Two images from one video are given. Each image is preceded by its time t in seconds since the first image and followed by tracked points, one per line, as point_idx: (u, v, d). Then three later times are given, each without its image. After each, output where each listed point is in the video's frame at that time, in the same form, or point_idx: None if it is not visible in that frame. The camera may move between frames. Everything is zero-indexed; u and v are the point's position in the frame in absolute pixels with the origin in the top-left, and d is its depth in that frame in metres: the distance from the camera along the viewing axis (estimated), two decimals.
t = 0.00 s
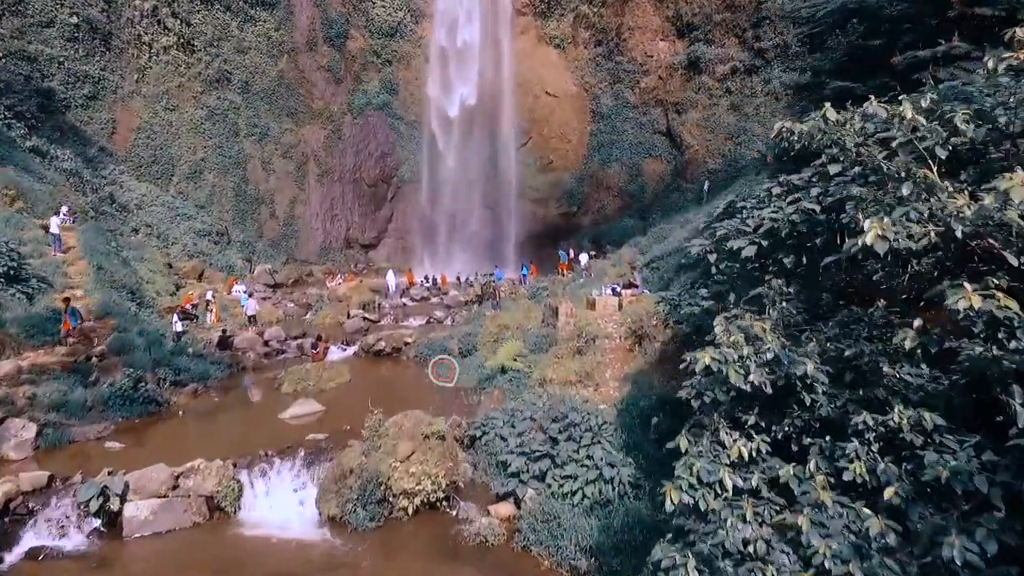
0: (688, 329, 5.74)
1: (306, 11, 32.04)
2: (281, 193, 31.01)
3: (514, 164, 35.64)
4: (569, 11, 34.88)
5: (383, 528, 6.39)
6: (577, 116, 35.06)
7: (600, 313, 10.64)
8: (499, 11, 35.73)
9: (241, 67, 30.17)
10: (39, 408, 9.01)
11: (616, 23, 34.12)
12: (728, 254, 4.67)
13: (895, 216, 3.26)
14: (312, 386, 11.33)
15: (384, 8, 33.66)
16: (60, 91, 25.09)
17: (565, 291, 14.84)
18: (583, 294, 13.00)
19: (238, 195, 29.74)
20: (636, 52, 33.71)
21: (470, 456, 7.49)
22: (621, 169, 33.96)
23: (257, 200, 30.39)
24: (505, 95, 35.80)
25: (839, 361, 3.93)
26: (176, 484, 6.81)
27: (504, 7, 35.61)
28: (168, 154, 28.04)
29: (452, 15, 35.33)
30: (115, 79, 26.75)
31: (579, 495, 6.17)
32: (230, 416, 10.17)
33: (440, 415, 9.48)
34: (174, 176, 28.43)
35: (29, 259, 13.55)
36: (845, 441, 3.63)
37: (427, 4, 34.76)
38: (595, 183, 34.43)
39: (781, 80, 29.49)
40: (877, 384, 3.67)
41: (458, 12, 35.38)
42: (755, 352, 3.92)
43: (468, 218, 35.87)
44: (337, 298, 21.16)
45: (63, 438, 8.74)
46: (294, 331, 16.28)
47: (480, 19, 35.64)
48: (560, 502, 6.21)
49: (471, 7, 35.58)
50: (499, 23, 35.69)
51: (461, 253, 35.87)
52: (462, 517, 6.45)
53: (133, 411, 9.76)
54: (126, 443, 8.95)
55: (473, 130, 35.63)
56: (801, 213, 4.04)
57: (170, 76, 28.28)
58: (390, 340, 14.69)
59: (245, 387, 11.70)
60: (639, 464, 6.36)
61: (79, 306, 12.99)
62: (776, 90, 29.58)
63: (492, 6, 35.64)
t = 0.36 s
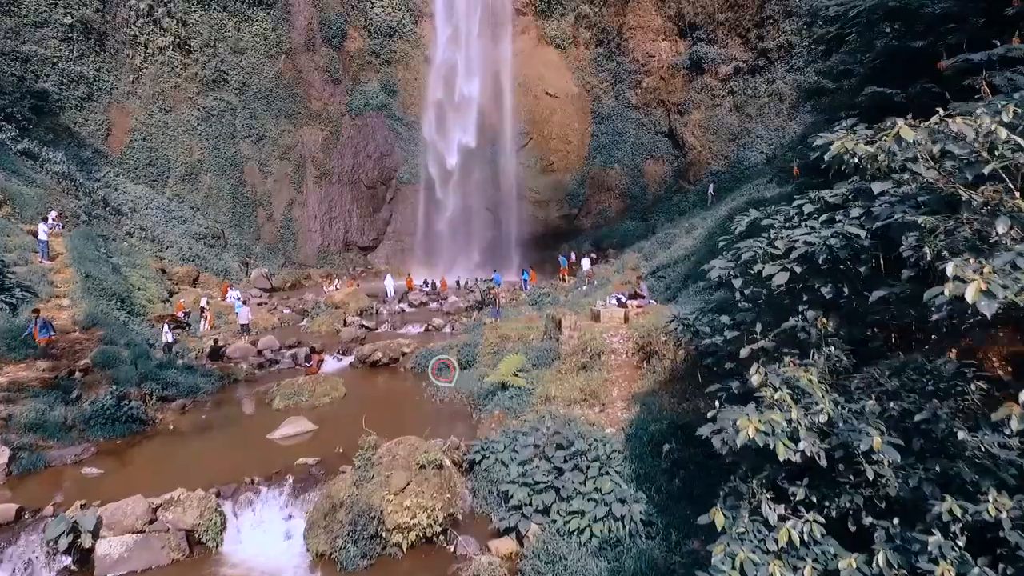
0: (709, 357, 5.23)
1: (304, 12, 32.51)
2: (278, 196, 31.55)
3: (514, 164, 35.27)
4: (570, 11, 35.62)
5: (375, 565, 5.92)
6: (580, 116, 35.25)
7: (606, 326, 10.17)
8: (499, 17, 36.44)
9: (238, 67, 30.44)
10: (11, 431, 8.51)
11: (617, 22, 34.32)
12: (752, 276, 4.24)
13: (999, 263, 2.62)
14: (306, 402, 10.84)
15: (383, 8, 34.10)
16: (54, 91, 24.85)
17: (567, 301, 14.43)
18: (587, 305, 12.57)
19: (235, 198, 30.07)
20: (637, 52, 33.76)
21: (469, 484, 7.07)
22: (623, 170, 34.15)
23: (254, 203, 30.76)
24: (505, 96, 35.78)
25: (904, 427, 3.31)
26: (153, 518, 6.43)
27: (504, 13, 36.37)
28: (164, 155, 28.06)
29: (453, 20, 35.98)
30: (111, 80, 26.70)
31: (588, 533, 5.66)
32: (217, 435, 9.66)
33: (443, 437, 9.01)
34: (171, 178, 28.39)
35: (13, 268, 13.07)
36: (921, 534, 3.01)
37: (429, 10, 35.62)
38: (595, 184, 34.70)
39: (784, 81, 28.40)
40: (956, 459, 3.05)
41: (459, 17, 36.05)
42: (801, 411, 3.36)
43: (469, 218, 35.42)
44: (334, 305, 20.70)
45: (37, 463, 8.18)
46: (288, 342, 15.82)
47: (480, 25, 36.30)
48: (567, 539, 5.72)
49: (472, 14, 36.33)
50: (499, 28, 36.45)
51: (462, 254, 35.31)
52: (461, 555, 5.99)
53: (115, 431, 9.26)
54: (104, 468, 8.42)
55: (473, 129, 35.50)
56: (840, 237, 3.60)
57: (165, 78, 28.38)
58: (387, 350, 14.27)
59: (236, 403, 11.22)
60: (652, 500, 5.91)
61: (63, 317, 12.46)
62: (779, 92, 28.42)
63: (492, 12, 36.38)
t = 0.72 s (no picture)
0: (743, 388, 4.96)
1: (302, 11, 32.05)
2: (275, 198, 31.34)
3: (514, 165, 34.75)
4: (571, 10, 34.94)
5: None
6: (580, 117, 34.80)
7: (610, 340, 9.74)
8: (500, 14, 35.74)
9: (233, 68, 30.32)
10: None
11: (618, 22, 33.89)
12: (785, 311, 4.15)
13: None
14: (297, 420, 10.34)
15: (381, 7, 33.53)
16: (48, 91, 25.22)
17: (569, 312, 13.95)
18: (590, 318, 12.07)
19: (231, 199, 30.08)
20: (638, 53, 33.29)
21: (466, 514, 6.60)
22: (624, 172, 33.89)
23: (251, 205, 30.75)
24: (505, 95, 35.10)
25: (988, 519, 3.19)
26: (126, 558, 6.22)
27: (504, 10, 35.69)
28: (159, 156, 28.34)
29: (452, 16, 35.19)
30: (104, 80, 27.01)
31: None
32: (201, 457, 9.18)
33: (440, 463, 8.50)
34: (166, 180, 28.73)
35: None
36: None
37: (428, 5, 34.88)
38: (596, 186, 34.38)
39: (788, 81, 28.20)
40: None
41: (458, 12, 35.15)
42: (874, 503, 3.45)
43: (469, 218, 34.91)
44: (330, 311, 20.21)
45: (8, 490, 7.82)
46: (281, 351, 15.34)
47: (480, 21, 35.56)
48: None
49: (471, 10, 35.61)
50: (499, 25, 35.71)
51: (461, 255, 34.85)
52: None
53: (93, 453, 8.84)
54: (78, 496, 7.99)
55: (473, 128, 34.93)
56: (892, 268, 3.49)
57: (160, 78, 28.46)
58: (383, 361, 13.75)
59: (224, 419, 10.71)
60: (666, 542, 5.45)
61: (45, 329, 11.97)
62: (783, 92, 28.19)
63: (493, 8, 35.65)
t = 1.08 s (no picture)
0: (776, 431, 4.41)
1: (298, 11, 32.02)
2: (271, 200, 31.29)
3: (514, 167, 34.43)
4: (572, 9, 34.90)
5: None
6: (581, 118, 34.69)
7: (615, 360, 9.24)
8: (500, 15, 35.48)
9: (229, 69, 30.22)
10: None
11: (619, 22, 33.75)
12: (834, 362, 3.76)
13: None
14: (286, 443, 9.78)
15: (380, 6, 33.30)
16: (40, 92, 24.77)
17: (571, 324, 13.46)
18: (595, 333, 11.56)
19: (227, 202, 29.78)
20: (640, 52, 33.23)
21: (465, 558, 6.11)
22: (625, 173, 33.74)
23: (247, 207, 30.51)
24: (505, 97, 34.83)
25: None
26: None
27: (504, 11, 35.48)
28: (153, 158, 27.96)
29: (452, 17, 34.87)
30: (98, 80, 26.75)
31: None
32: (184, 488, 8.61)
33: (438, 496, 8.00)
34: (160, 182, 28.35)
35: None
36: None
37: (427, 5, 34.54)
38: (597, 188, 34.13)
39: (792, 81, 28.22)
40: None
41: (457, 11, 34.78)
42: None
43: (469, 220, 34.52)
44: (326, 319, 19.66)
45: None
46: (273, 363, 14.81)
47: (480, 23, 35.32)
48: None
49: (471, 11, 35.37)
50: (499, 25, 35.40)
51: (461, 257, 34.40)
52: None
53: (67, 483, 8.35)
54: (45, 535, 7.40)
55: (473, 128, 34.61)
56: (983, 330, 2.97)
57: (154, 79, 28.31)
58: (377, 377, 13.14)
59: (210, 442, 10.13)
60: None
61: (24, 344, 11.38)
62: (788, 92, 28.17)
63: (493, 9, 35.43)
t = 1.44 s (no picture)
0: (821, 490, 4.12)
1: (295, 10, 31.83)
2: (268, 202, 31.07)
3: (514, 170, 34.71)
4: (573, 9, 34.50)
5: None
6: (581, 119, 34.64)
7: (621, 381, 8.80)
8: (500, 17, 35.64)
9: (226, 69, 30.08)
10: None
11: (621, 21, 33.43)
12: (897, 428, 3.50)
13: None
14: (273, 467, 9.27)
15: (378, 6, 33.42)
16: (32, 94, 24.22)
17: (575, 336, 13.02)
18: (600, 347, 11.14)
19: (223, 204, 29.66)
20: (642, 52, 33.09)
21: None
22: (627, 174, 33.52)
23: (243, 209, 30.33)
24: (505, 100, 35.14)
25: None
26: None
27: (505, 13, 35.58)
28: (147, 159, 27.56)
29: (452, 19, 35.08)
30: (92, 81, 26.29)
31: None
32: (165, 518, 8.19)
33: (435, 530, 7.45)
34: (155, 185, 28.02)
35: None
36: None
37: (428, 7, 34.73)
38: (599, 190, 33.90)
39: (796, 82, 28.05)
40: None
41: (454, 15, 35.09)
42: None
43: (468, 222, 34.59)
44: (321, 327, 19.13)
45: None
46: (265, 375, 14.33)
47: (480, 25, 35.46)
48: None
49: (472, 13, 35.47)
50: (498, 27, 35.55)
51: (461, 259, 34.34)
52: None
53: (38, 514, 7.89)
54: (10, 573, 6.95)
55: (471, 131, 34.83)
56: None
57: (149, 79, 27.94)
58: (373, 390, 12.61)
59: (194, 466, 9.67)
60: None
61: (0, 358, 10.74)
62: (793, 92, 28.00)
63: (493, 11, 35.56)
